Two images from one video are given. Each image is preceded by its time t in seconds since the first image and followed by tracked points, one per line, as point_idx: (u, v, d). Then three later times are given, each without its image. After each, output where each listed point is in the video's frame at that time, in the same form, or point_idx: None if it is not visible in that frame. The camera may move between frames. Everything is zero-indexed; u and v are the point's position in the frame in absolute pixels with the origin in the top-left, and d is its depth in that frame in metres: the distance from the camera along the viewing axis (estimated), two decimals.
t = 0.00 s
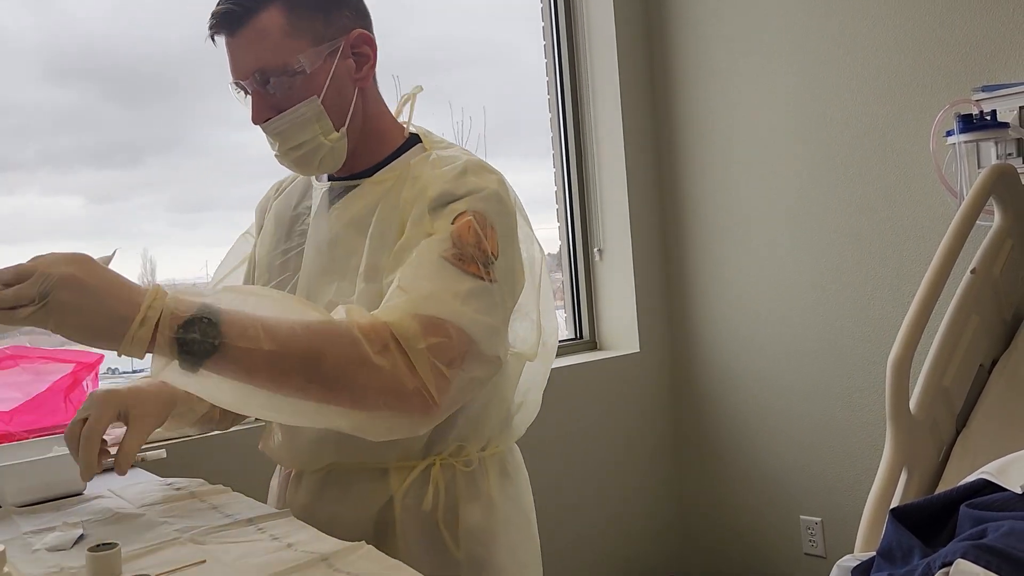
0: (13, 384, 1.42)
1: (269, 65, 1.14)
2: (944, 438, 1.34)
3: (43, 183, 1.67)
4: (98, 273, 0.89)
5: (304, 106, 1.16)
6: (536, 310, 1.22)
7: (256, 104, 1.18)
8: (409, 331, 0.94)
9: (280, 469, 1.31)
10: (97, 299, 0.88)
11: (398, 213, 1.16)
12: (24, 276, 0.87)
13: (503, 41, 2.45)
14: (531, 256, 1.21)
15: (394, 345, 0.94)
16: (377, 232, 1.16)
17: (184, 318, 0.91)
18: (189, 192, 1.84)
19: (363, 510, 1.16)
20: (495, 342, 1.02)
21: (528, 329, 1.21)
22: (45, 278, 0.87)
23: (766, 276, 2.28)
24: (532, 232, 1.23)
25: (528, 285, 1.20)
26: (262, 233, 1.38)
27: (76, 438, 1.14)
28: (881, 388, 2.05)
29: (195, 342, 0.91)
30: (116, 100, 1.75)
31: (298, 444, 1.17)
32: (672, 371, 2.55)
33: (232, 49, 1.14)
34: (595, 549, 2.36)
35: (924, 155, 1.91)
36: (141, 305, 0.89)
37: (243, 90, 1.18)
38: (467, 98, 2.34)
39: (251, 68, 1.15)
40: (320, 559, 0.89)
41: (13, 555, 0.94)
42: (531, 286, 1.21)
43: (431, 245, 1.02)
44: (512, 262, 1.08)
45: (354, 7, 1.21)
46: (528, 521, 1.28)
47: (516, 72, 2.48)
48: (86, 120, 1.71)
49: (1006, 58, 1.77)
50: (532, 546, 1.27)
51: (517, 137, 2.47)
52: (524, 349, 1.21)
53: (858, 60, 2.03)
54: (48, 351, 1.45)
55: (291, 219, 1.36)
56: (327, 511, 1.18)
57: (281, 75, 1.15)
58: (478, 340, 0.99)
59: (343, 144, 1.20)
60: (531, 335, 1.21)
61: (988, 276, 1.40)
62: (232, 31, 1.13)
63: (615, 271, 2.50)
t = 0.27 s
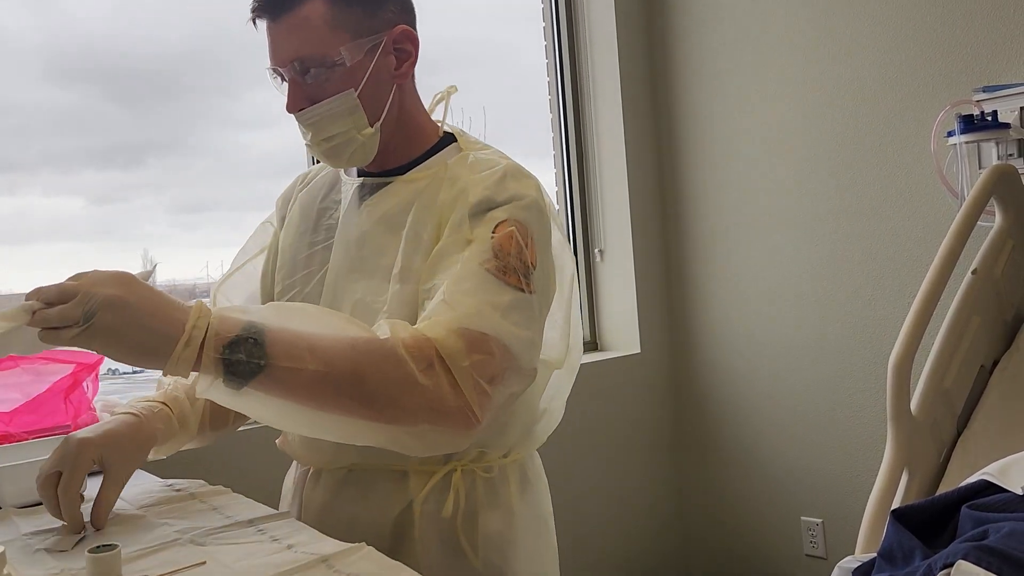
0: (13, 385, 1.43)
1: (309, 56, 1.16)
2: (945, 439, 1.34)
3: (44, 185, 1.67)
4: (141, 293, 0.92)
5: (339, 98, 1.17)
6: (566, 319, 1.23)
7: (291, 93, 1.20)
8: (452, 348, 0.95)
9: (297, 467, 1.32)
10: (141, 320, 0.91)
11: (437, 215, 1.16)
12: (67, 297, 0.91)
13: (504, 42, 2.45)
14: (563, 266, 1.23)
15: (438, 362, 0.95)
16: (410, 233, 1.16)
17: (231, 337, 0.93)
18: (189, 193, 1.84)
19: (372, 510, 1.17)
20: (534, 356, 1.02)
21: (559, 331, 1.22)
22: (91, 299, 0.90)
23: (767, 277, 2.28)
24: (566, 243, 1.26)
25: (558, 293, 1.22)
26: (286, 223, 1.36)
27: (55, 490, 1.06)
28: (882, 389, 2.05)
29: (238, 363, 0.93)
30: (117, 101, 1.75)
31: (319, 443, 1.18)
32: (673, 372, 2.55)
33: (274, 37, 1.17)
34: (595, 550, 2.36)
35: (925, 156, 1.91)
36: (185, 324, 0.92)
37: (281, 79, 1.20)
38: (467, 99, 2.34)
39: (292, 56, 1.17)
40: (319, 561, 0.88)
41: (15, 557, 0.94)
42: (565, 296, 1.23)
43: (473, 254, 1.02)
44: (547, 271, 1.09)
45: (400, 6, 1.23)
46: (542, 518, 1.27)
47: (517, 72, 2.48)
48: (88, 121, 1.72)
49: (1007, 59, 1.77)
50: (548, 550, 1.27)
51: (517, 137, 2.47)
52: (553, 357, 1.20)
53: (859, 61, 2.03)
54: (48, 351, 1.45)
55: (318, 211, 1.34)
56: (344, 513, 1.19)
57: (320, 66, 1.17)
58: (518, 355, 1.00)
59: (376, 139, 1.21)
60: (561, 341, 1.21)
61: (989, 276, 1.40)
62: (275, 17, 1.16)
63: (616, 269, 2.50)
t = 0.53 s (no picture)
0: (14, 386, 1.43)
1: (325, 52, 1.17)
2: (946, 440, 1.33)
3: (45, 186, 1.67)
4: (146, 293, 0.92)
5: (353, 96, 1.18)
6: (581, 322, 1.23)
7: (306, 89, 1.20)
8: (463, 346, 0.94)
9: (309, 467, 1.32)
10: (148, 321, 0.91)
11: (450, 215, 1.16)
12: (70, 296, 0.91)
13: (504, 43, 2.45)
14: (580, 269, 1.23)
15: (449, 361, 0.95)
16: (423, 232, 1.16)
17: (240, 338, 0.94)
18: (189, 194, 1.84)
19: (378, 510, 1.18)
20: (547, 356, 1.02)
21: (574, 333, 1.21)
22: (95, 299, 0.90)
23: (768, 278, 2.28)
24: (583, 246, 1.26)
25: (572, 294, 1.21)
26: (302, 225, 1.36)
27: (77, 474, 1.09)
28: (882, 390, 2.04)
29: (246, 363, 0.94)
30: (118, 101, 1.75)
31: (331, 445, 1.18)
32: (674, 373, 2.55)
33: (292, 32, 1.18)
34: (596, 550, 2.36)
35: (925, 157, 1.91)
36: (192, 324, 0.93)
37: (297, 74, 1.21)
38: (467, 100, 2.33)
39: (308, 52, 1.17)
40: (319, 562, 0.88)
41: (16, 557, 0.94)
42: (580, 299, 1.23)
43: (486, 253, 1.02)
44: (561, 272, 1.09)
45: (419, 3, 1.23)
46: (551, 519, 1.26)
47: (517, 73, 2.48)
48: (89, 122, 1.72)
49: (1008, 60, 1.76)
50: (559, 552, 1.27)
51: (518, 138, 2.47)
52: (566, 359, 1.20)
53: (859, 62, 2.03)
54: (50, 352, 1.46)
55: (333, 212, 1.33)
56: (355, 513, 1.19)
57: (336, 63, 1.17)
58: (533, 355, 1.00)
59: (390, 137, 1.21)
60: (575, 342, 1.21)
61: (990, 277, 1.40)
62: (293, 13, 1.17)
63: (616, 270, 2.50)
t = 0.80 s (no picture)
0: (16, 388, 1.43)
1: (324, 52, 1.17)
2: (948, 442, 1.33)
3: (47, 187, 1.68)
4: (128, 324, 0.92)
5: (353, 94, 1.18)
6: (585, 321, 1.22)
7: (307, 90, 1.21)
8: (450, 345, 0.95)
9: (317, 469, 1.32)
10: (127, 354, 0.91)
11: (448, 215, 1.16)
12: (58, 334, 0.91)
13: (505, 43, 2.45)
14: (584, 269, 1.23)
15: (435, 361, 0.96)
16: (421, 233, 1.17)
17: (221, 361, 0.94)
18: (191, 195, 1.84)
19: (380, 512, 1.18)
20: (543, 352, 1.02)
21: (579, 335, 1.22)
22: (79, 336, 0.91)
23: (769, 278, 2.28)
24: (587, 244, 1.25)
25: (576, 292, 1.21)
26: (311, 234, 1.37)
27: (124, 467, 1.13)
28: (884, 391, 2.04)
29: (231, 384, 0.94)
30: (120, 102, 1.75)
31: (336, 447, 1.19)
32: (675, 374, 2.55)
33: (292, 33, 1.19)
34: (597, 551, 2.36)
35: (926, 158, 1.91)
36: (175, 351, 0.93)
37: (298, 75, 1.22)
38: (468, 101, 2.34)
39: (308, 53, 1.18)
40: (320, 562, 0.89)
41: (18, 558, 0.95)
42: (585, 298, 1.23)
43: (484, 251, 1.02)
44: (562, 273, 1.08)
45: (419, 3, 1.23)
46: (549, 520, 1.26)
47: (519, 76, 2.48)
48: (91, 123, 1.72)
49: (1009, 60, 1.76)
50: (563, 554, 1.26)
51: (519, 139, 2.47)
52: (569, 357, 1.19)
53: (860, 64, 2.02)
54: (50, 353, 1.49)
55: (339, 218, 1.34)
56: (361, 512, 1.19)
57: (335, 63, 1.18)
58: (528, 352, 1.00)
59: (391, 135, 1.21)
60: (579, 341, 1.20)
61: (991, 278, 1.40)
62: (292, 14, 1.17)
63: (617, 271, 2.50)
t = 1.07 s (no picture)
0: (18, 387, 1.42)
1: (305, 58, 1.19)
2: (949, 442, 1.33)
3: (48, 187, 1.68)
4: (125, 376, 0.94)
5: (335, 99, 1.19)
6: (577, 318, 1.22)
7: (291, 97, 1.22)
8: (435, 358, 0.96)
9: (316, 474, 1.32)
10: (123, 408, 0.93)
11: (434, 214, 1.16)
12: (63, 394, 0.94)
13: (506, 43, 2.45)
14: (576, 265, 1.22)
15: (420, 375, 0.97)
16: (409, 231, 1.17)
17: (210, 404, 0.95)
18: (192, 195, 1.84)
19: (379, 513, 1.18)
20: (534, 355, 1.02)
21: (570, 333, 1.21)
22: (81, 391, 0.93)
23: (769, 279, 2.28)
24: (577, 237, 1.25)
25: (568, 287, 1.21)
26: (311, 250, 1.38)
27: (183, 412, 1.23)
28: (885, 392, 2.04)
29: (223, 425, 0.95)
30: (121, 103, 1.75)
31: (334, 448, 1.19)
32: (676, 374, 2.55)
33: (274, 41, 1.20)
34: (597, 552, 2.36)
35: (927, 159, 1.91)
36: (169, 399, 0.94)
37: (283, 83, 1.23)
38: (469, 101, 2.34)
39: (290, 59, 1.19)
40: (322, 563, 0.89)
41: (19, 557, 0.95)
42: (577, 294, 1.23)
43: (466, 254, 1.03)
44: (550, 271, 1.08)
45: (400, 4, 1.23)
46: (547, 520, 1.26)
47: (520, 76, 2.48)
48: (91, 123, 1.72)
49: (1012, 61, 1.76)
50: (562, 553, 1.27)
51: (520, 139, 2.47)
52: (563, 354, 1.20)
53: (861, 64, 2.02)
54: (51, 355, 1.49)
55: (333, 225, 1.35)
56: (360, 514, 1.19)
57: (317, 67, 1.19)
58: (517, 356, 1.00)
59: (375, 138, 1.22)
60: (573, 337, 1.21)
61: (993, 279, 1.40)
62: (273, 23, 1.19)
63: (618, 270, 2.50)
